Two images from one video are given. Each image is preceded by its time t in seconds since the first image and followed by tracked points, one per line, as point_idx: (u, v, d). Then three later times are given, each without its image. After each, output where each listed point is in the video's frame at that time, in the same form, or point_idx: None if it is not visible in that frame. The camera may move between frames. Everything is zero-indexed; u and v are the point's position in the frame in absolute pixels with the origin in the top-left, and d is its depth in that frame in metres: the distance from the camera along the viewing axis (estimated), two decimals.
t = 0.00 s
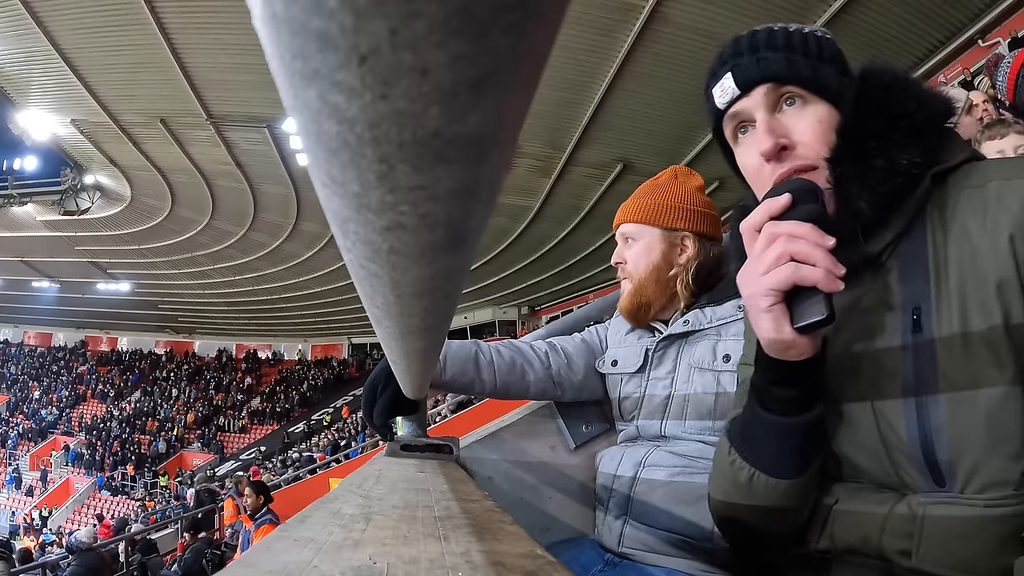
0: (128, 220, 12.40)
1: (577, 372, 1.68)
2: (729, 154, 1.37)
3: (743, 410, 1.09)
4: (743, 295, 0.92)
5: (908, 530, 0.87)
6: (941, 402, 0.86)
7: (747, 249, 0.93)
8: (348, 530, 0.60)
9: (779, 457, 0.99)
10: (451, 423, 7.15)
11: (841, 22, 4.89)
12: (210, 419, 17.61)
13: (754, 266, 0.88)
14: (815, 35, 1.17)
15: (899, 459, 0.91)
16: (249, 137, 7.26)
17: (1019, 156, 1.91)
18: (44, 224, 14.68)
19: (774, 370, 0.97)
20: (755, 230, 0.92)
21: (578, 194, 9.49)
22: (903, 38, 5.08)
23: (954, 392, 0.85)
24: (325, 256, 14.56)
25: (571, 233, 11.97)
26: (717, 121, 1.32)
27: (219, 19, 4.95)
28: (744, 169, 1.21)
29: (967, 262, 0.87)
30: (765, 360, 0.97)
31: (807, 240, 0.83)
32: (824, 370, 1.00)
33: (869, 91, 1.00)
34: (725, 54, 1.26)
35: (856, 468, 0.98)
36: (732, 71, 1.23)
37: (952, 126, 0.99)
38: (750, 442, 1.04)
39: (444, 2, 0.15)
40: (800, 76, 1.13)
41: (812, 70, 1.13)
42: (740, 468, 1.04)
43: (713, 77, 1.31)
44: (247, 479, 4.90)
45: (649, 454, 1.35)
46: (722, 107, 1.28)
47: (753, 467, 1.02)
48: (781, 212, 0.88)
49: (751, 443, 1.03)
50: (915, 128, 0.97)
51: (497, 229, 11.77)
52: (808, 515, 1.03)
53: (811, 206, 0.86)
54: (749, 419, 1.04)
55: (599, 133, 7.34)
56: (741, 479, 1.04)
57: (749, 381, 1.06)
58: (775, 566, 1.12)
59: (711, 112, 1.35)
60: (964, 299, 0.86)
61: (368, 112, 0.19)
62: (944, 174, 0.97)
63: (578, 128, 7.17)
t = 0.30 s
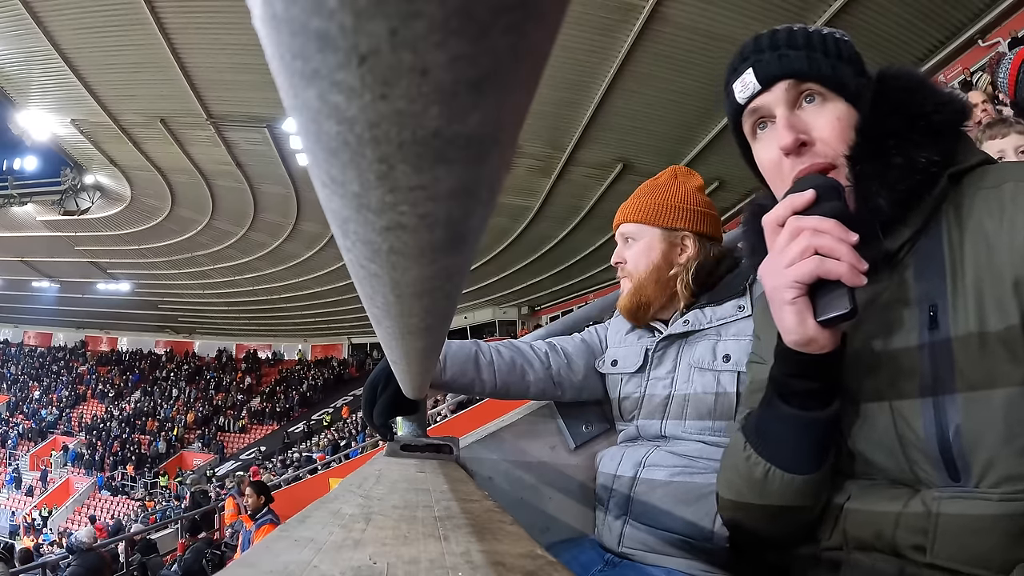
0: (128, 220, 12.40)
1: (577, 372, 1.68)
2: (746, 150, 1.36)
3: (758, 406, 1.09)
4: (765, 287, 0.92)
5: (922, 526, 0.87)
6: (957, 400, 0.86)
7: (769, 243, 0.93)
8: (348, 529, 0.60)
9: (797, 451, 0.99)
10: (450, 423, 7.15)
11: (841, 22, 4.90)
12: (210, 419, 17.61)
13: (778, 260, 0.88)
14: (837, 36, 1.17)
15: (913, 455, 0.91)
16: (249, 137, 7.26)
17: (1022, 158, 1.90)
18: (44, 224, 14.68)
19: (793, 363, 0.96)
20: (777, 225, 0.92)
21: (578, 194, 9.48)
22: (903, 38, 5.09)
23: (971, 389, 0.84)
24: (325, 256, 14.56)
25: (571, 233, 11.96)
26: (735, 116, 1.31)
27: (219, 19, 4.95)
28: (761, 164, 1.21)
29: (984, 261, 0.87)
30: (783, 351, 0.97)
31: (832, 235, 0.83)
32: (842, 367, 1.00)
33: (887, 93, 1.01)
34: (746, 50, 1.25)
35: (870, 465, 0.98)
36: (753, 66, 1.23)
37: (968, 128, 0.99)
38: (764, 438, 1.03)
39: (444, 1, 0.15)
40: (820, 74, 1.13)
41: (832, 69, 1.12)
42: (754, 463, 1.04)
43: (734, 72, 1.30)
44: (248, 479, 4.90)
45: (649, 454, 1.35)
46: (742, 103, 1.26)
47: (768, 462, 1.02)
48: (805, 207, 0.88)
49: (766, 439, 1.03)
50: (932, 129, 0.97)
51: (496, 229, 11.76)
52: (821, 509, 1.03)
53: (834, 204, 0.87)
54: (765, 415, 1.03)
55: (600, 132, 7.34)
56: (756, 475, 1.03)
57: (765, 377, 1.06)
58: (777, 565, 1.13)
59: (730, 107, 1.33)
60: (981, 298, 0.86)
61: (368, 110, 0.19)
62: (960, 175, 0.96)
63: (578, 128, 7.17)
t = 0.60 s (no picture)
0: (128, 220, 12.40)
1: (578, 372, 1.68)
2: (754, 149, 1.36)
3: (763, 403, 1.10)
4: (771, 285, 0.92)
5: (921, 524, 0.87)
6: (958, 401, 0.86)
7: (775, 241, 0.93)
8: (348, 529, 0.60)
9: (801, 447, 1.00)
10: (451, 422, 7.16)
11: (841, 22, 4.91)
12: (210, 419, 17.61)
13: (783, 258, 0.89)
14: (846, 38, 1.17)
15: (913, 453, 0.91)
16: (250, 137, 7.26)
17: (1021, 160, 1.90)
18: (44, 224, 14.68)
19: (797, 361, 0.97)
20: (784, 223, 0.92)
21: (578, 194, 9.48)
22: (903, 38, 5.10)
23: (971, 389, 0.85)
24: (325, 256, 14.55)
25: (571, 233, 11.96)
26: (746, 114, 1.31)
27: (219, 18, 4.95)
28: (769, 163, 1.21)
29: (985, 262, 0.87)
30: (788, 349, 0.97)
31: (837, 234, 0.83)
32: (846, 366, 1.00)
33: (895, 94, 1.01)
34: (757, 50, 1.26)
35: (871, 464, 0.98)
36: (764, 66, 1.23)
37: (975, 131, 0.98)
38: (768, 433, 1.04)
39: (444, 1, 0.15)
40: (830, 75, 1.14)
41: (843, 70, 1.13)
42: (759, 458, 1.04)
43: (744, 72, 1.31)
44: (249, 479, 4.90)
45: (649, 454, 1.36)
46: (752, 102, 1.27)
47: (772, 457, 1.02)
48: (812, 207, 0.88)
49: (770, 434, 1.03)
50: (940, 132, 0.96)
51: (496, 229, 11.75)
52: (821, 508, 1.03)
53: (839, 203, 0.87)
54: (769, 411, 1.04)
55: (600, 132, 7.34)
56: (760, 470, 1.04)
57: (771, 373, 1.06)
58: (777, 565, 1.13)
59: (741, 105, 1.34)
60: (982, 297, 0.86)
61: (368, 111, 0.19)
62: (966, 178, 0.96)
63: (578, 128, 7.17)
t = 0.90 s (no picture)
0: (128, 220, 12.41)
1: (577, 372, 1.68)
2: (754, 149, 1.36)
3: (763, 403, 1.10)
4: (773, 286, 0.92)
5: (923, 524, 0.87)
6: (960, 400, 0.86)
7: (777, 241, 0.93)
8: (348, 529, 0.60)
9: (801, 447, 1.00)
10: (451, 422, 7.16)
11: (841, 22, 4.91)
12: (209, 419, 17.61)
13: (786, 259, 0.89)
14: (846, 39, 1.17)
15: (914, 453, 0.91)
16: (249, 137, 7.26)
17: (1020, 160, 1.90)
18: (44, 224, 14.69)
19: (800, 362, 0.96)
20: (785, 224, 0.92)
21: (578, 195, 9.49)
22: (903, 38, 5.09)
23: (973, 387, 0.85)
24: (325, 256, 14.56)
25: (571, 233, 11.96)
26: (746, 115, 1.31)
27: (219, 19, 4.96)
28: (769, 163, 1.21)
29: (986, 261, 0.87)
30: (789, 349, 0.97)
31: (840, 235, 0.83)
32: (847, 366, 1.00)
33: (895, 94, 1.01)
34: (757, 52, 1.26)
35: (872, 464, 0.98)
36: (764, 67, 1.23)
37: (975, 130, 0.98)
38: (769, 434, 1.04)
39: (445, 1, 0.15)
40: (831, 76, 1.14)
41: (843, 71, 1.13)
42: (759, 459, 1.04)
43: (744, 74, 1.31)
44: (249, 479, 4.90)
45: (649, 454, 1.36)
46: (753, 103, 1.27)
47: (772, 458, 1.02)
48: (814, 207, 0.88)
49: (771, 435, 1.03)
50: (940, 131, 0.96)
51: (497, 229, 11.76)
52: (822, 507, 1.03)
53: (842, 203, 0.87)
54: (770, 411, 1.04)
55: (600, 132, 7.34)
56: (760, 471, 1.04)
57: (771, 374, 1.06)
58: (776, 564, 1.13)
59: (740, 107, 1.33)
60: (983, 296, 0.86)
61: (368, 111, 0.19)
62: (966, 178, 0.96)
63: (577, 128, 7.17)
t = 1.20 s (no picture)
0: (128, 220, 12.42)
1: (578, 372, 1.68)
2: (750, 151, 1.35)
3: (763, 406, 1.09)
4: (775, 289, 0.92)
5: (923, 526, 0.87)
6: (960, 401, 0.86)
7: (779, 244, 0.93)
8: (348, 530, 0.60)
9: (802, 452, 0.99)
10: (450, 422, 7.17)
11: (841, 22, 4.91)
12: (209, 419, 17.61)
13: (788, 263, 0.88)
14: (841, 41, 1.19)
15: (914, 454, 0.91)
16: (249, 137, 7.26)
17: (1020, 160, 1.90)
18: (44, 224, 14.70)
19: (803, 363, 0.96)
20: (787, 226, 0.91)
21: (578, 194, 9.49)
22: (903, 38, 5.08)
23: (973, 388, 0.84)
24: (325, 256, 14.55)
25: (571, 233, 11.96)
26: (743, 117, 1.30)
27: (219, 19, 4.96)
28: (766, 163, 1.20)
29: (985, 262, 0.87)
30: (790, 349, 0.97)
31: (844, 238, 0.83)
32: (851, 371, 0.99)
33: (894, 94, 1.01)
34: (756, 51, 1.26)
35: (872, 466, 0.98)
36: (763, 67, 1.23)
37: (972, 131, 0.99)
38: (770, 438, 1.03)
39: (444, 1, 0.15)
40: (831, 76, 1.14)
41: (842, 71, 1.14)
42: (760, 463, 1.04)
43: (742, 73, 1.30)
44: (249, 479, 4.90)
45: (649, 454, 1.36)
46: (751, 103, 1.26)
47: (774, 463, 1.02)
48: (817, 209, 0.87)
49: (772, 440, 1.03)
50: (940, 131, 0.97)
51: (497, 230, 11.76)
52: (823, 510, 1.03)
53: (845, 205, 0.86)
54: (771, 415, 1.04)
55: (601, 132, 7.33)
56: (761, 475, 1.03)
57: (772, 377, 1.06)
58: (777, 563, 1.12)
59: (737, 108, 1.32)
60: (983, 297, 0.86)
61: (367, 112, 0.19)
62: (965, 179, 0.96)
63: (577, 128, 7.17)
